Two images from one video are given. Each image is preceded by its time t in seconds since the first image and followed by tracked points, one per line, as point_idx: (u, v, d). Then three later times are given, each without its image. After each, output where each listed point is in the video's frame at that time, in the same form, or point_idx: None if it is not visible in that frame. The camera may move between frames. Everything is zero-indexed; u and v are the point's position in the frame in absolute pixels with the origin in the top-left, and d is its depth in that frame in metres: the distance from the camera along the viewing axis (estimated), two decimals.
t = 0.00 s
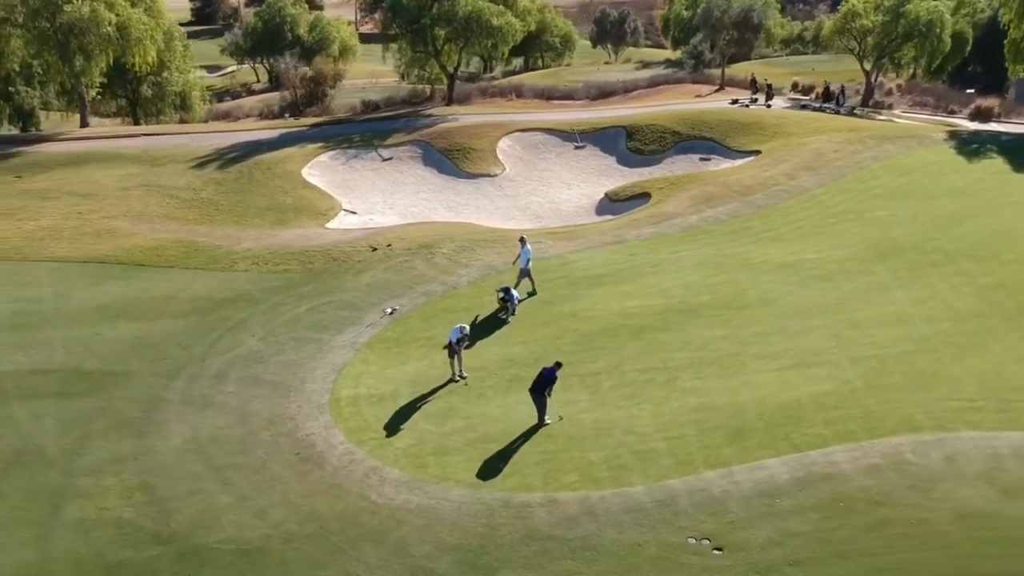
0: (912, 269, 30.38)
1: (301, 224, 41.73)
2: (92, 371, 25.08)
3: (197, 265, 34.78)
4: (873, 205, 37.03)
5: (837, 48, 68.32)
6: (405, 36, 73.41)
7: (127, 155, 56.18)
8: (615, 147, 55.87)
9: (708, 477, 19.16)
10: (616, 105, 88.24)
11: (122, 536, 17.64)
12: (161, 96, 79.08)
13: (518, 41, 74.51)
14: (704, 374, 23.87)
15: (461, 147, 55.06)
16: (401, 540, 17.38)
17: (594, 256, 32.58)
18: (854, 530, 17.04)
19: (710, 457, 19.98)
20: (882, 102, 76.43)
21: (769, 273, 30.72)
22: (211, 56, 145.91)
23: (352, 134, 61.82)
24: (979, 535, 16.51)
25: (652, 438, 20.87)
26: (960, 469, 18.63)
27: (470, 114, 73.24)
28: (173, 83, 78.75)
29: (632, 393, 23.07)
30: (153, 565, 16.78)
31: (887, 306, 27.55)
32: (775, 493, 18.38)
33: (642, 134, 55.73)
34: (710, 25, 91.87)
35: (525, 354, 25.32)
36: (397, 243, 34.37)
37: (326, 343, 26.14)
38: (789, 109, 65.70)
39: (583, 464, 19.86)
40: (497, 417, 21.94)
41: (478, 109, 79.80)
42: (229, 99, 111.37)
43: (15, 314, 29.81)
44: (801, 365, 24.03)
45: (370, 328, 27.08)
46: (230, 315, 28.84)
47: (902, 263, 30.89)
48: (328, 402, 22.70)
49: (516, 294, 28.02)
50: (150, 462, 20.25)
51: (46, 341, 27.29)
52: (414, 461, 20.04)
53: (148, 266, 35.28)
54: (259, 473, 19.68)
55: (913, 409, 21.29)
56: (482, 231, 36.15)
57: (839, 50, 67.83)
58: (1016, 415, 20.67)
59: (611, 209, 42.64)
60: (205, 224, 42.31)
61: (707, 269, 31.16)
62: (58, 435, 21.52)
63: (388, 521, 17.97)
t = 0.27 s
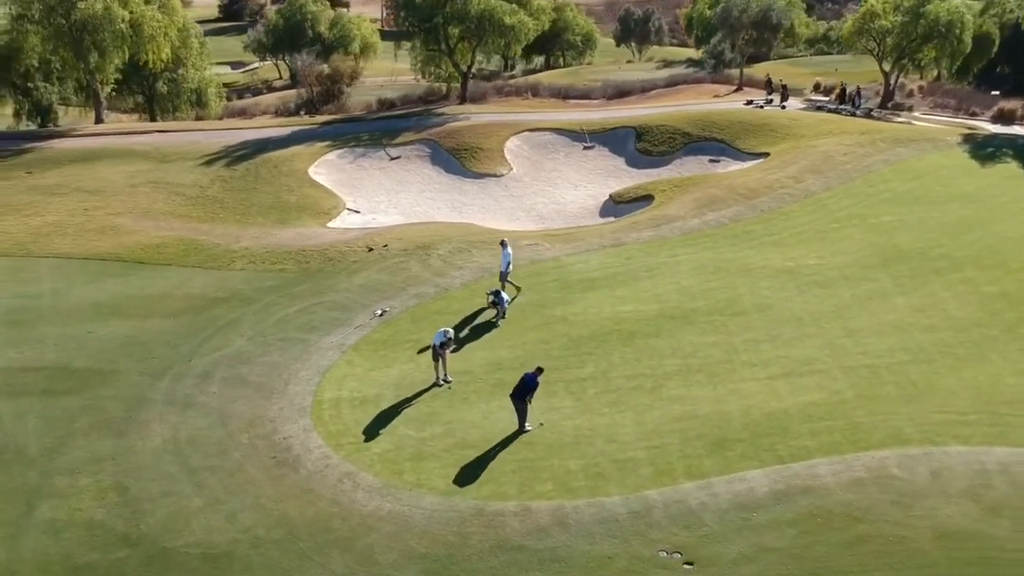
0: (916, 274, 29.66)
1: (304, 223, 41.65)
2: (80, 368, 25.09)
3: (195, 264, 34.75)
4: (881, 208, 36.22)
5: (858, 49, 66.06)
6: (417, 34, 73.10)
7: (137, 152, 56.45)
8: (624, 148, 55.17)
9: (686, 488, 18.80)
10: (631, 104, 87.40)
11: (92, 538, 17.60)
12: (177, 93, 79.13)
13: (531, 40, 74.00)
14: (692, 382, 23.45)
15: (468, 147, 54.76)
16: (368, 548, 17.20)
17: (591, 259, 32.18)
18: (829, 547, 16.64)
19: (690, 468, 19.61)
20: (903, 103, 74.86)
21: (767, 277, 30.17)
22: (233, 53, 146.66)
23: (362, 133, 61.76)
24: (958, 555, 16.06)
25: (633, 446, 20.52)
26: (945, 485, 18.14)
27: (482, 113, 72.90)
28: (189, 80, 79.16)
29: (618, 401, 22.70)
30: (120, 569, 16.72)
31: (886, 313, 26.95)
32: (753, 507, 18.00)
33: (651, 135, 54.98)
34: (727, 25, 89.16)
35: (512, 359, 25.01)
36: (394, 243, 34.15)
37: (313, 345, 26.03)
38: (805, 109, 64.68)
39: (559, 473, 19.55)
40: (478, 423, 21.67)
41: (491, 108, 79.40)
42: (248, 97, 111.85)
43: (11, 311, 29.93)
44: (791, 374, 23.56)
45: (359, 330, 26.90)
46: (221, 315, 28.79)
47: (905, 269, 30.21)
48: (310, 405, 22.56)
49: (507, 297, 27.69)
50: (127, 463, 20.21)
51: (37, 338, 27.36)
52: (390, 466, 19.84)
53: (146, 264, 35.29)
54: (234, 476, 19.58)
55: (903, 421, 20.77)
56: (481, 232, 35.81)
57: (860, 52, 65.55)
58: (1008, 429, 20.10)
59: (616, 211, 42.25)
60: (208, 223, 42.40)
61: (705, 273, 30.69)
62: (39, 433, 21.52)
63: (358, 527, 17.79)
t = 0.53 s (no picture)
0: (899, 280, 29.20)
1: (289, 224, 41.44)
2: (47, 370, 24.83)
3: (175, 265, 34.54)
4: (869, 212, 35.73)
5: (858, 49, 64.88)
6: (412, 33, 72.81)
7: (129, 151, 56.29)
8: (616, 150, 54.47)
9: (647, 499, 18.45)
10: (629, 104, 86.90)
11: (42, 545, 17.36)
12: (174, 92, 79.21)
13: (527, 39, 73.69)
14: (663, 389, 23.13)
15: (460, 146, 54.45)
16: (320, 559, 16.95)
17: (571, 263, 31.88)
18: (787, 562, 16.33)
19: (654, 478, 19.28)
20: (904, 104, 74.15)
21: (748, 282, 29.77)
22: (237, 51, 146.54)
23: (355, 133, 61.51)
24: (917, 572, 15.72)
25: (598, 455, 20.20)
26: (910, 498, 17.78)
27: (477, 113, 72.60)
28: (187, 79, 78.95)
29: (586, 409, 22.39)
30: None
31: (865, 319, 26.55)
32: (714, 518, 17.67)
33: (644, 137, 54.26)
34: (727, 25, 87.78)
35: (483, 364, 24.74)
36: (374, 246, 33.90)
37: (284, 349, 25.81)
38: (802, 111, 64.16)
39: (521, 483, 19.25)
40: (443, 430, 21.39)
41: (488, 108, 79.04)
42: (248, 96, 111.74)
43: None
44: (764, 381, 23.19)
45: (331, 334, 26.67)
46: (195, 317, 28.55)
47: (888, 274, 29.81)
48: (274, 411, 22.33)
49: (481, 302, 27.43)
50: (86, 468, 19.97)
51: (8, 339, 27.12)
52: (349, 474, 19.58)
53: (127, 265, 35.08)
54: (191, 483, 19.34)
55: (874, 431, 20.40)
56: (464, 235, 35.51)
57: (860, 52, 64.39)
58: (979, 441, 19.71)
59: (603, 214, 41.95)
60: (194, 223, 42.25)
61: (686, 278, 30.35)
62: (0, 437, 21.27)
63: (311, 537, 17.54)
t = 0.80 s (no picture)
0: (903, 280, 28.51)
1: (295, 221, 41.48)
2: (40, 364, 25.00)
3: (177, 260, 34.71)
4: (878, 212, 34.99)
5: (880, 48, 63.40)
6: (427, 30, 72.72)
7: (143, 145, 56.73)
8: (628, 149, 53.93)
9: (625, 505, 18.20)
10: (647, 102, 86.15)
11: (18, 540, 17.48)
12: (195, 87, 79.70)
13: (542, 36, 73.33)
14: (651, 392, 22.84)
15: (470, 144, 54.19)
16: (290, 560, 16.91)
17: (570, 264, 31.61)
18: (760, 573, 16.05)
19: (634, 483, 19.02)
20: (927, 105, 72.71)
21: (747, 284, 29.33)
22: (263, 46, 147.64)
23: (368, 129, 61.56)
24: None
25: (579, 460, 19.96)
26: (892, 509, 17.39)
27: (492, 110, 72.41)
28: (206, 74, 79.39)
29: (571, 412, 22.14)
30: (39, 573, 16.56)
31: (864, 323, 26.01)
32: (690, 527, 17.41)
33: (656, 136, 53.73)
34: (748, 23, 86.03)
35: (472, 365, 24.58)
36: (374, 244, 33.83)
37: (275, 346, 25.84)
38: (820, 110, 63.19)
39: (498, 485, 19.06)
40: (425, 430, 21.25)
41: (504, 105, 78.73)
42: (271, 91, 112.54)
43: None
44: (755, 386, 22.82)
45: (323, 332, 26.67)
46: (191, 313, 28.66)
47: (892, 277, 29.18)
48: (259, 409, 22.34)
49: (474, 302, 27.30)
50: (68, 463, 20.09)
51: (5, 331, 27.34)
52: (327, 473, 19.51)
53: (130, 259, 35.29)
54: (171, 480, 19.39)
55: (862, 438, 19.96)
56: (465, 233, 35.34)
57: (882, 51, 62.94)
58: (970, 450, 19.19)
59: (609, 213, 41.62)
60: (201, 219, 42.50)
61: (685, 280, 29.97)
62: None
63: (283, 538, 17.50)
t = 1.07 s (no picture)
0: (932, 286, 27.76)
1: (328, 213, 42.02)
2: (67, 347, 25.75)
3: (209, 249, 35.44)
4: (913, 215, 34.11)
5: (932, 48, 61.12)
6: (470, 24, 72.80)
7: (189, 135, 57.96)
8: (666, 146, 53.44)
9: (622, 505, 18.10)
10: (693, 99, 85.19)
11: (29, 517, 18.10)
12: (244, 78, 80.85)
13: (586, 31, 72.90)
14: (660, 393, 22.66)
15: (508, 139, 54.08)
16: (286, 548, 17.23)
17: (592, 261, 31.47)
18: None
19: (633, 483, 18.91)
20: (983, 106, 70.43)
21: (771, 285, 28.85)
22: (317, 38, 149.56)
23: (408, 122, 61.99)
24: None
25: (580, 458, 19.91)
26: (893, 520, 17.02)
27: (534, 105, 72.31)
28: (255, 65, 80.73)
29: (578, 410, 22.08)
30: (46, 550, 17.14)
31: (886, 328, 25.42)
32: (685, 530, 17.26)
33: (695, 133, 53.08)
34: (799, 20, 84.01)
35: (484, 359, 24.67)
36: (400, 237, 34.12)
37: (293, 336, 26.28)
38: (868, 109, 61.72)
39: (497, 480, 19.11)
40: (430, 423, 21.41)
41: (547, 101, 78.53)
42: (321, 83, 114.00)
43: (23, 285, 30.97)
44: (767, 389, 22.47)
45: (341, 323, 27.05)
46: (216, 301, 29.26)
47: (921, 282, 28.44)
48: (271, 397, 22.76)
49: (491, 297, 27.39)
50: (84, 444, 20.72)
51: (38, 314, 28.24)
52: (331, 463, 19.80)
53: (165, 246, 36.13)
54: (179, 464, 19.87)
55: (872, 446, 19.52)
56: (491, 228, 35.41)
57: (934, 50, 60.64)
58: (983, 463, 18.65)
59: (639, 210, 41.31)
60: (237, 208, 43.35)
61: (707, 280, 29.61)
62: (11, 410, 22.19)
63: (280, 525, 17.83)
